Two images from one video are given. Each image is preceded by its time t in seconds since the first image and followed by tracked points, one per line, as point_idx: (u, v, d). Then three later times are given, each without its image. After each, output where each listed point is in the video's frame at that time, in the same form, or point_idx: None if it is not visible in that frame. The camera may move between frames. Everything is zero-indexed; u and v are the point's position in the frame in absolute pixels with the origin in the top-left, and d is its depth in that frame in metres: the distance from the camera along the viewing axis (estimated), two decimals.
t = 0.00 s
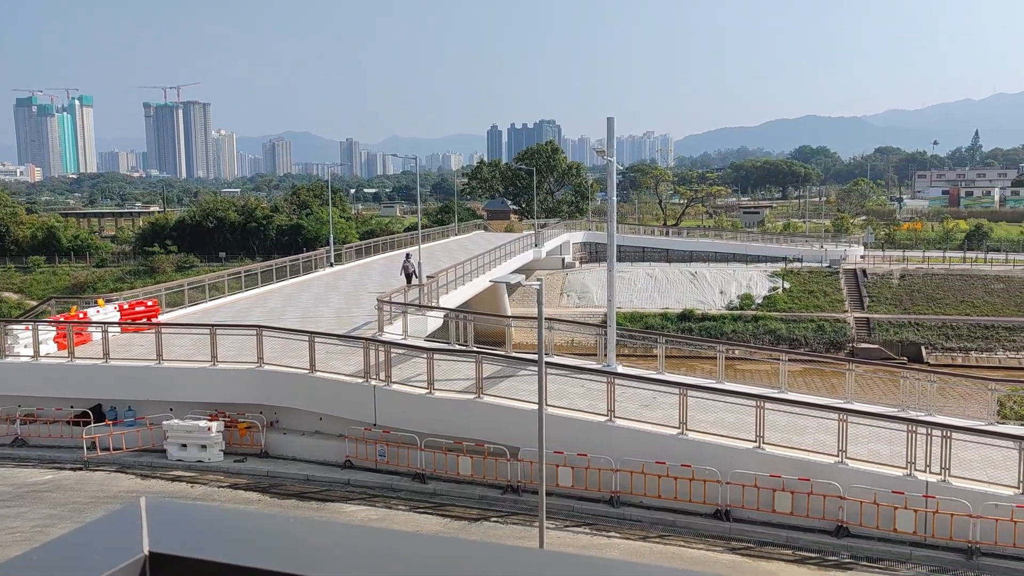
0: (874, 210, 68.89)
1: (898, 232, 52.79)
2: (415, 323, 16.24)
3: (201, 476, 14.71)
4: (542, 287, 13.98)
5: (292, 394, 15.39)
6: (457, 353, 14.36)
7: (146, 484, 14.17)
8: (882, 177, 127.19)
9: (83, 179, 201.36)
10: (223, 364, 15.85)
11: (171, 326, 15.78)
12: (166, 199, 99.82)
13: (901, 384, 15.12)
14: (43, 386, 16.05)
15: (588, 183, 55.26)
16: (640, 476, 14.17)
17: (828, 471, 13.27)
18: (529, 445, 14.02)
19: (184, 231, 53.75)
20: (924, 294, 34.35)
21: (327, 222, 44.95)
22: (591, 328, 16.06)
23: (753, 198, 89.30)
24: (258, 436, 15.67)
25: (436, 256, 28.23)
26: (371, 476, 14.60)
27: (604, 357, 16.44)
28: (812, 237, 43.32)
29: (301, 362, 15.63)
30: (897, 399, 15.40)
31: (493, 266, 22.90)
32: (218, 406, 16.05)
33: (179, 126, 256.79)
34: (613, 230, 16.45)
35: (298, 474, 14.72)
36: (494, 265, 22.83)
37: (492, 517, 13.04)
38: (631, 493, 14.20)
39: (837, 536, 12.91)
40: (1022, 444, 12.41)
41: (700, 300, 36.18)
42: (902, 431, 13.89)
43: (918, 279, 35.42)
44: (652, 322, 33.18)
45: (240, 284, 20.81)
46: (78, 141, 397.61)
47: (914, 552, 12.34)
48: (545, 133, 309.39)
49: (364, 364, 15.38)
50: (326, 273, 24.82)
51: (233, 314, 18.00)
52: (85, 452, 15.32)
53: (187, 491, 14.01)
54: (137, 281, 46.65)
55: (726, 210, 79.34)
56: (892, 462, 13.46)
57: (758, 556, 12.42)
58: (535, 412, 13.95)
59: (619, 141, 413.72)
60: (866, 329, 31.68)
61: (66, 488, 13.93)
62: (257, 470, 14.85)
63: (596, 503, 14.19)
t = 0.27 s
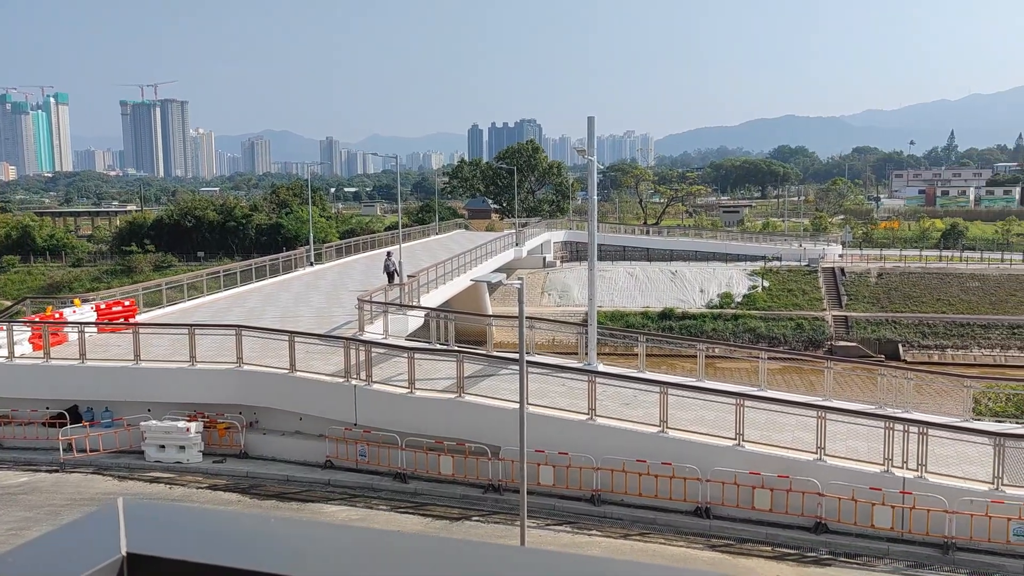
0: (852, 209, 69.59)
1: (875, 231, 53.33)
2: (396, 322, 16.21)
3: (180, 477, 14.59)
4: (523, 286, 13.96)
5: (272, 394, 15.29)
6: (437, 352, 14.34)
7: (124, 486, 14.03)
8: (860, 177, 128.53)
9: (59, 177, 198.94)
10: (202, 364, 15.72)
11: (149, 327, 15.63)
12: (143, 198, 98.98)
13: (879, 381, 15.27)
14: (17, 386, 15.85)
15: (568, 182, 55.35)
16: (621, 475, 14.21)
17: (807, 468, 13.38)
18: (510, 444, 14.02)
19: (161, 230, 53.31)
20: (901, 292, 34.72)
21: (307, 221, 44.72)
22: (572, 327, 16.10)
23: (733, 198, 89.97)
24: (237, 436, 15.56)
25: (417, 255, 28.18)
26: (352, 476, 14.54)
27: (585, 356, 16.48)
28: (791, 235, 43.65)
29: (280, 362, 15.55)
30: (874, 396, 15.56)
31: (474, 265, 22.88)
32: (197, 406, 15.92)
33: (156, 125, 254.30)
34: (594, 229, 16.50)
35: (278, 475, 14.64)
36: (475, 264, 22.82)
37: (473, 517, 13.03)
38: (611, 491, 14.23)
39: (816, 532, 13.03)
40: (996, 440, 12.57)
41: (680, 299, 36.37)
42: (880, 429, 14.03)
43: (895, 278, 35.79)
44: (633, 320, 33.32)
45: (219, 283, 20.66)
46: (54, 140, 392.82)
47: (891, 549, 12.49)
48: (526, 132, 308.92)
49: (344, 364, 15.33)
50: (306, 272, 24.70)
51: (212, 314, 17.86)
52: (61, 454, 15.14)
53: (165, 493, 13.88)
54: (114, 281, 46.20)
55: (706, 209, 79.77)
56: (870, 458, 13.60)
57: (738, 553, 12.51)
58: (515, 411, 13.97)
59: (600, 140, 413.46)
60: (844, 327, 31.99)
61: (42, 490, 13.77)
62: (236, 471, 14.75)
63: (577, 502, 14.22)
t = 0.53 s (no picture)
0: (830, 208, 70.19)
1: (853, 230, 53.80)
2: (376, 322, 16.15)
3: (157, 478, 14.46)
4: (504, 285, 13.95)
5: (251, 394, 15.19)
6: (418, 351, 14.31)
7: (100, 487, 13.88)
8: (838, 177, 129.64)
9: (34, 176, 196.37)
10: (180, 364, 15.59)
11: (126, 327, 15.47)
12: (120, 197, 98.00)
13: (856, 378, 15.41)
14: None
15: (549, 181, 55.36)
16: (602, 473, 14.24)
17: (786, 465, 13.47)
18: (491, 443, 14.01)
19: (139, 229, 52.94)
20: (878, 290, 35.06)
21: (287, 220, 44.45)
22: (553, 326, 16.13)
23: (713, 197, 90.49)
24: (216, 436, 15.44)
25: (397, 254, 28.11)
26: (332, 476, 14.48)
27: (566, 355, 16.51)
28: (770, 234, 43.95)
29: (259, 362, 15.44)
30: (852, 393, 15.71)
31: (455, 264, 22.86)
32: (175, 406, 15.78)
33: (133, 123, 251.65)
34: (574, 228, 16.53)
35: (258, 475, 14.54)
36: (455, 264, 22.79)
37: (454, 516, 13.01)
38: (592, 489, 14.26)
39: (795, 529, 13.14)
40: (971, 436, 12.73)
41: (661, 297, 36.53)
42: (858, 425, 14.16)
43: (872, 276, 36.13)
44: (613, 319, 33.40)
45: (197, 283, 20.48)
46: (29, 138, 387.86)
47: (869, 545, 12.61)
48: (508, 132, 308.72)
49: (324, 363, 15.25)
50: (286, 272, 24.56)
51: (189, 314, 17.71)
52: (36, 455, 14.95)
53: (143, 494, 13.75)
54: (91, 281, 45.70)
55: (686, 209, 80.19)
56: (848, 455, 13.72)
57: (718, 550, 12.58)
58: (496, 410, 13.96)
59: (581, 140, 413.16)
60: (822, 325, 32.27)
61: (17, 492, 13.59)
62: (215, 472, 14.64)
63: (558, 500, 14.23)
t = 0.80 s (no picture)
0: (808, 207, 70.79)
1: (831, 229, 54.28)
2: (356, 321, 16.09)
3: (135, 480, 14.32)
4: (485, 284, 13.92)
5: (230, 394, 15.08)
6: (398, 351, 14.27)
7: (76, 489, 13.71)
8: (816, 176, 130.78)
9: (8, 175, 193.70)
10: (159, 364, 15.44)
11: (102, 327, 15.28)
12: (95, 196, 96.97)
13: (835, 376, 15.54)
14: None
15: (530, 180, 55.35)
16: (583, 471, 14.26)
17: (765, 462, 13.57)
18: (472, 443, 14.00)
19: (116, 228, 52.54)
20: (856, 289, 35.40)
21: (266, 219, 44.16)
22: (533, 325, 16.14)
23: (693, 196, 91.01)
24: (195, 437, 15.31)
25: (378, 254, 28.02)
26: (312, 476, 14.40)
27: (547, 354, 16.53)
28: (749, 233, 44.24)
29: (238, 363, 15.33)
30: (829, 391, 15.85)
31: (435, 263, 22.82)
32: (153, 407, 15.62)
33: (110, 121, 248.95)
34: (554, 227, 16.55)
35: (237, 476, 14.43)
36: (436, 263, 22.75)
37: (435, 515, 12.98)
38: (573, 488, 14.28)
39: (774, 525, 13.24)
40: (948, 433, 12.89)
41: (641, 296, 36.67)
42: (836, 423, 14.29)
43: (850, 275, 36.47)
44: (594, 318, 33.46)
45: (174, 283, 20.29)
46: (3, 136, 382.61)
47: (847, 541, 12.74)
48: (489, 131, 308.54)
49: (304, 363, 15.16)
50: (265, 271, 24.40)
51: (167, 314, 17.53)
52: (11, 457, 14.75)
53: (120, 496, 13.61)
54: (66, 281, 45.17)
55: (665, 207, 80.57)
56: (826, 452, 13.84)
57: (698, 547, 12.65)
58: (477, 409, 13.95)
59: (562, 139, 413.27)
60: (801, 323, 32.55)
61: None
62: (194, 473, 14.52)
63: (539, 499, 14.24)
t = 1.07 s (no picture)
0: (787, 207, 71.37)
1: (809, 228, 54.76)
2: (336, 321, 16.01)
3: (111, 482, 14.17)
4: (465, 283, 13.89)
5: (209, 395, 14.95)
6: (378, 351, 14.22)
7: (51, 492, 13.53)
8: (795, 176, 131.90)
9: None
10: (136, 365, 15.28)
11: (78, 327, 15.08)
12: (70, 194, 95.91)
13: (813, 374, 15.67)
14: None
15: (510, 179, 55.34)
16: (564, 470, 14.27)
17: (744, 460, 13.67)
18: (452, 442, 13.97)
19: (92, 228, 51.94)
20: (833, 287, 35.73)
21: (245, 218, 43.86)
22: (514, 324, 16.15)
23: (673, 196, 91.49)
24: (173, 439, 15.16)
25: (358, 253, 27.90)
26: (292, 477, 14.31)
27: (528, 353, 16.54)
28: (728, 232, 44.54)
29: (217, 363, 15.20)
30: (808, 389, 15.99)
31: (415, 263, 22.76)
32: (129, 408, 15.46)
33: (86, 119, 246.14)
34: (535, 226, 16.56)
35: (216, 477, 14.31)
36: (416, 262, 22.69)
37: (416, 515, 12.95)
38: (554, 487, 14.29)
39: (753, 523, 13.33)
40: (923, 429, 13.04)
41: (621, 295, 36.79)
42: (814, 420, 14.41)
43: (827, 274, 36.81)
44: (574, 317, 33.53)
45: (152, 282, 20.09)
46: None
47: (825, 537, 12.85)
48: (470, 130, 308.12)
49: (283, 363, 15.06)
50: (244, 271, 24.22)
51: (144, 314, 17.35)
52: None
53: (96, 498, 13.46)
54: (41, 281, 44.65)
55: (645, 206, 80.87)
56: (805, 449, 13.94)
57: (678, 545, 12.71)
58: (458, 408, 13.92)
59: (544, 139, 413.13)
60: (780, 322, 32.81)
61: None
62: (172, 474, 14.39)
63: (520, 498, 14.24)
